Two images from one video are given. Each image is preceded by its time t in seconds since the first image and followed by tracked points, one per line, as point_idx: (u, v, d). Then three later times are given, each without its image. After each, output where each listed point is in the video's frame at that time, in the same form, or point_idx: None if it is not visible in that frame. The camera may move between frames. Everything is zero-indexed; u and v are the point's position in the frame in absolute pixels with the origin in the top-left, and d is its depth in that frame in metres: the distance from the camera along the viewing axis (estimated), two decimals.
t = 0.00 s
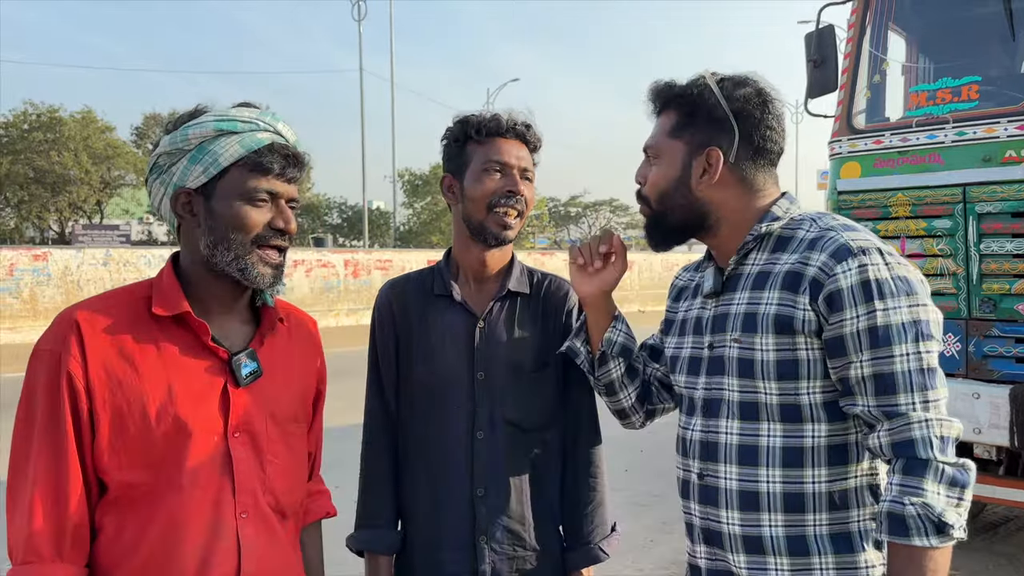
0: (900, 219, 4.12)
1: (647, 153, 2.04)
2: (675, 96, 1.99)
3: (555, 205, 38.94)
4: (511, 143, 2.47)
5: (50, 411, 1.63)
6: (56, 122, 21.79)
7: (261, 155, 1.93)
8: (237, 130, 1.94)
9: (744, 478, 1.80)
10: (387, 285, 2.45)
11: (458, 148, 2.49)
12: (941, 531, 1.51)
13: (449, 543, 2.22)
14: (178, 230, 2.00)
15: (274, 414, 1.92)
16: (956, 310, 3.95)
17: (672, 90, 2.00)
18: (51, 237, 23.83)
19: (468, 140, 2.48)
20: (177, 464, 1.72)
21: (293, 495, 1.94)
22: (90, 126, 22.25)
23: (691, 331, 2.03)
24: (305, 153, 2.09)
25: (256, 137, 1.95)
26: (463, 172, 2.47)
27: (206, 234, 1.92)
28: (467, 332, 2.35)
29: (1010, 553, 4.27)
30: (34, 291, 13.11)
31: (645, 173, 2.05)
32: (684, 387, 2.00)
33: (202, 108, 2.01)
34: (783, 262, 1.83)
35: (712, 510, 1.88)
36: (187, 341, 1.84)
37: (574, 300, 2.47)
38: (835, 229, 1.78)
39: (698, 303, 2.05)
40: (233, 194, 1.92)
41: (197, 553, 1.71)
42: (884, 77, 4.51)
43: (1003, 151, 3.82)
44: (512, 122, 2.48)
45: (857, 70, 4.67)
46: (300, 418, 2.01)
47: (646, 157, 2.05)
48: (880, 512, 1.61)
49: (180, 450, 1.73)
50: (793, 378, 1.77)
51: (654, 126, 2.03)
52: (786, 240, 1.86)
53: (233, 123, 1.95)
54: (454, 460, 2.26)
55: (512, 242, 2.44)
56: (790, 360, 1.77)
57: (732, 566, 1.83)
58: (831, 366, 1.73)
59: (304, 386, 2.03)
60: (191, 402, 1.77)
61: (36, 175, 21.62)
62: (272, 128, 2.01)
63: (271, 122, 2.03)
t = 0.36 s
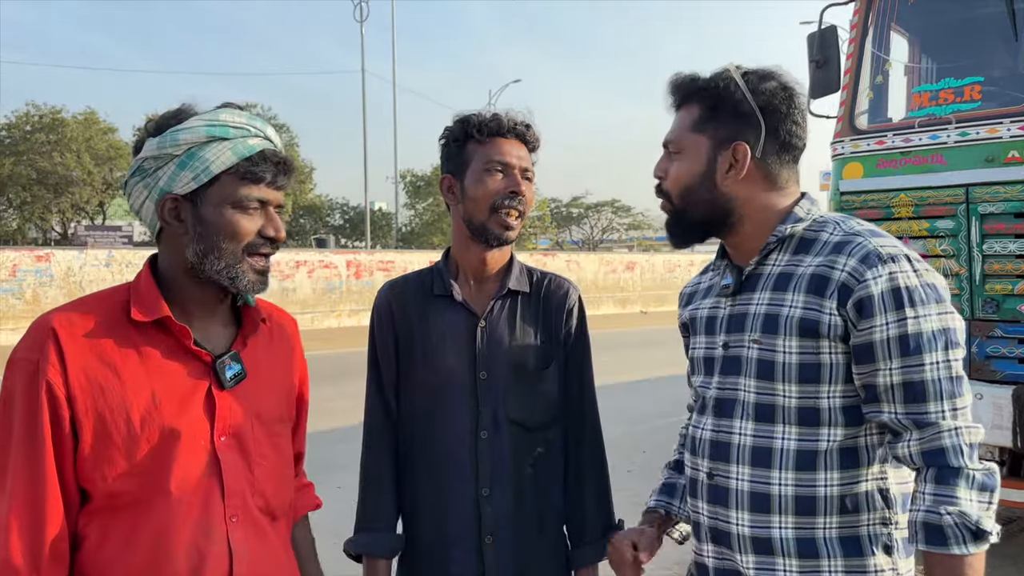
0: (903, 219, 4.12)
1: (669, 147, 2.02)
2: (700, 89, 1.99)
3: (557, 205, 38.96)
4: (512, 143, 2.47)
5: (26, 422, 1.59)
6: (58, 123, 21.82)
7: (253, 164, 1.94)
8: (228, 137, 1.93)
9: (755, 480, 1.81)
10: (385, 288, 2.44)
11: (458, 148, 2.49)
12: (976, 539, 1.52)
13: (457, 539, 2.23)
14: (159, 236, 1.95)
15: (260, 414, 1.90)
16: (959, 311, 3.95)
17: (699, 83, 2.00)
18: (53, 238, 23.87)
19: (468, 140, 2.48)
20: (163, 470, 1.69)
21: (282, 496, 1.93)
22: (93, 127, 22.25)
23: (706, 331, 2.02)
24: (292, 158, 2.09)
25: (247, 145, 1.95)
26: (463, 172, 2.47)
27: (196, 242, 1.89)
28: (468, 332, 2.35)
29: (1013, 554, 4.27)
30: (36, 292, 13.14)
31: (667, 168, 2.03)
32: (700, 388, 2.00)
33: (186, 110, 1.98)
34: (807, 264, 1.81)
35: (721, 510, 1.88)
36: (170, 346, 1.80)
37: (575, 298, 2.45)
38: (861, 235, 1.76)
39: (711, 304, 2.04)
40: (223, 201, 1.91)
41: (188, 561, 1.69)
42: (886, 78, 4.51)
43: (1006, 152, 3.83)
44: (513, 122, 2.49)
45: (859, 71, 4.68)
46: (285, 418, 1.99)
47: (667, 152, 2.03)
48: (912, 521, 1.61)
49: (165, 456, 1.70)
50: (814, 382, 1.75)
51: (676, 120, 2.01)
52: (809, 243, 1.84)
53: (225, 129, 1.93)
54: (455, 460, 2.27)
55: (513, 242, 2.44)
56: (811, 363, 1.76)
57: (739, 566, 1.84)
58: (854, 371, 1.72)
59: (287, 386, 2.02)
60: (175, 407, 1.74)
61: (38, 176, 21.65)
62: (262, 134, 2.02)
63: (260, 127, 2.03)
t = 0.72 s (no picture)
0: (903, 219, 4.11)
1: (758, 133, 1.84)
2: (770, 77, 1.87)
3: (558, 204, 38.96)
4: (514, 142, 2.47)
5: (11, 430, 1.53)
6: (59, 123, 21.82)
7: (252, 159, 1.95)
8: (227, 133, 1.92)
9: (781, 480, 1.76)
10: (386, 286, 2.45)
11: (460, 147, 2.50)
12: (1000, 531, 1.56)
13: (454, 543, 2.23)
14: (148, 233, 1.87)
15: (246, 414, 1.88)
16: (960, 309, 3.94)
17: (764, 70, 1.87)
18: (54, 238, 23.87)
19: (469, 139, 2.48)
20: (156, 472, 1.66)
21: (269, 495, 1.91)
22: (93, 127, 22.22)
23: (716, 329, 1.95)
24: (280, 154, 2.09)
25: (244, 141, 1.95)
26: (464, 172, 2.47)
27: (198, 237, 1.86)
28: (468, 331, 2.35)
29: (1015, 553, 4.26)
30: (36, 291, 13.14)
31: (756, 156, 1.84)
32: (710, 387, 1.93)
33: (175, 108, 1.95)
34: (832, 264, 1.81)
35: (743, 512, 1.82)
36: (157, 347, 1.77)
37: (575, 298, 2.44)
38: (881, 236, 1.79)
39: (721, 300, 1.97)
40: (223, 195, 1.89)
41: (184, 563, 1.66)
42: (887, 77, 4.50)
43: (1007, 151, 3.83)
44: (514, 121, 2.49)
45: (859, 70, 4.68)
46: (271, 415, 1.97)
47: (748, 138, 1.85)
48: (932, 516, 1.64)
49: (157, 458, 1.67)
50: (843, 380, 1.75)
51: (756, 104, 1.85)
52: (830, 243, 1.85)
53: (224, 125, 1.93)
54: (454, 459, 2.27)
55: (513, 242, 2.45)
56: (842, 363, 1.75)
57: (760, 566, 1.78)
58: (881, 369, 1.73)
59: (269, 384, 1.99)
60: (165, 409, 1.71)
61: (38, 176, 21.64)
62: (254, 131, 2.01)
63: (251, 125, 2.02)
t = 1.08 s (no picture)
0: (901, 215, 4.14)
1: (748, 127, 1.84)
2: (760, 74, 1.87)
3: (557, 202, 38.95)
4: (503, 137, 2.47)
5: None
6: (57, 122, 21.79)
7: (220, 151, 1.94)
8: (194, 126, 1.91)
9: (793, 472, 1.75)
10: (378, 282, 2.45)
11: (448, 144, 2.50)
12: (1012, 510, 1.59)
13: (448, 542, 2.23)
14: (117, 231, 1.86)
15: (227, 406, 1.86)
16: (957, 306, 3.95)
17: (756, 67, 1.87)
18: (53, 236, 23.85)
19: (457, 135, 2.49)
20: (140, 470, 1.67)
21: (259, 482, 1.89)
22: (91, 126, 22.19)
23: (716, 321, 1.92)
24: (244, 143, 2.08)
25: (211, 133, 1.94)
26: (453, 168, 2.47)
27: (171, 233, 1.85)
28: (459, 329, 2.35)
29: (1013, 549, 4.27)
30: (34, 290, 13.13)
31: (746, 149, 1.84)
32: (710, 379, 1.89)
33: (138, 103, 1.92)
34: (833, 255, 1.81)
35: (754, 505, 1.79)
36: (135, 345, 1.76)
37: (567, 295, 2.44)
38: (879, 227, 1.81)
39: (722, 291, 1.94)
40: (194, 188, 1.89)
41: (172, 560, 1.67)
42: (884, 74, 4.50)
43: (1003, 148, 3.84)
44: (502, 116, 2.49)
45: (856, 67, 4.68)
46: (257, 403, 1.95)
47: (738, 131, 1.85)
48: (941, 500, 1.65)
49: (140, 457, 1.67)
50: (853, 369, 1.75)
51: (747, 100, 1.85)
52: (827, 236, 1.85)
53: (190, 118, 1.92)
54: (446, 455, 2.27)
55: (502, 238, 2.45)
56: (851, 353, 1.75)
57: (771, 560, 1.76)
58: (886, 358, 1.74)
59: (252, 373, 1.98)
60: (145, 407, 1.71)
61: (36, 175, 21.62)
62: (219, 122, 2.00)
63: (216, 116, 2.01)
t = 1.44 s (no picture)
0: (898, 213, 4.15)
1: (679, 143, 1.96)
2: (711, 82, 1.93)
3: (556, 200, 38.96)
4: (493, 136, 2.47)
5: None
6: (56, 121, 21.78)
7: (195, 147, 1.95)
8: (167, 123, 1.91)
9: (779, 478, 1.77)
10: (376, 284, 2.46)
11: (438, 143, 2.50)
12: (1011, 522, 1.61)
13: (445, 541, 2.24)
14: (97, 234, 1.86)
15: (218, 404, 1.87)
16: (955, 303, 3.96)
17: (708, 75, 1.94)
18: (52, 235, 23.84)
19: (448, 135, 2.49)
20: (135, 474, 1.67)
21: (253, 478, 1.91)
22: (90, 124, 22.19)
23: (711, 328, 1.93)
24: (218, 137, 2.08)
25: (184, 129, 1.94)
26: (443, 168, 2.47)
27: (153, 233, 1.86)
28: (455, 329, 2.36)
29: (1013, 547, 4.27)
30: (33, 289, 13.13)
31: (678, 164, 1.96)
32: (706, 385, 1.92)
33: (108, 104, 1.92)
34: (828, 260, 1.81)
35: (741, 509, 1.82)
36: (123, 349, 1.76)
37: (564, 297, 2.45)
38: (879, 231, 1.79)
39: (717, 299, 1.96)
40: (172, 186, 1.89)
41: (172, 560, 1.69)
42: (881, 72, 4.51)
43: (1001, 145, 3.84)
44: (493, 115, 2.49)
45: (854, 65, 4.69)
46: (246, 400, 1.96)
47: (676, 147, 1.97)
48: (941, 512, 1.67)
49: (134, 461, 1.68)
50: (843, 378, 1.76)
51: (687, 114, 1.95)
52: (826, 240, 1.84)
53: (162, 115, 1.91)
54: (444, 455, 2.28)
55: (496, 237, 2.45)
56: (841, 361, 1.76)
57: (759, 563, 1.79)
58: (882, 367, 1.74)
59: (237, 373, 1.99)
60: (136, 412, 1.71)
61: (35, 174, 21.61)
62: (191, 118, 2.00)
63: (188, 112, 2.01)
